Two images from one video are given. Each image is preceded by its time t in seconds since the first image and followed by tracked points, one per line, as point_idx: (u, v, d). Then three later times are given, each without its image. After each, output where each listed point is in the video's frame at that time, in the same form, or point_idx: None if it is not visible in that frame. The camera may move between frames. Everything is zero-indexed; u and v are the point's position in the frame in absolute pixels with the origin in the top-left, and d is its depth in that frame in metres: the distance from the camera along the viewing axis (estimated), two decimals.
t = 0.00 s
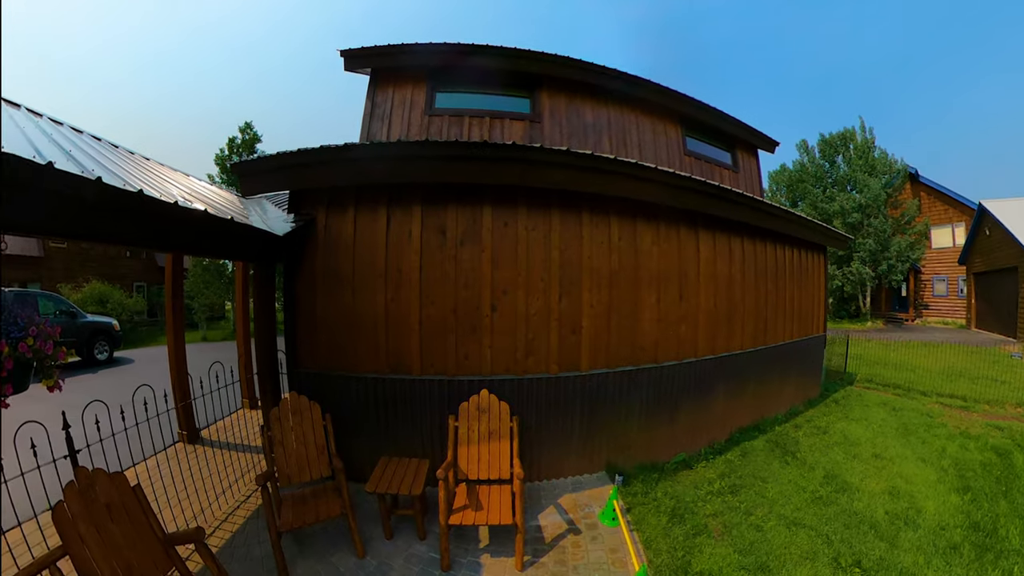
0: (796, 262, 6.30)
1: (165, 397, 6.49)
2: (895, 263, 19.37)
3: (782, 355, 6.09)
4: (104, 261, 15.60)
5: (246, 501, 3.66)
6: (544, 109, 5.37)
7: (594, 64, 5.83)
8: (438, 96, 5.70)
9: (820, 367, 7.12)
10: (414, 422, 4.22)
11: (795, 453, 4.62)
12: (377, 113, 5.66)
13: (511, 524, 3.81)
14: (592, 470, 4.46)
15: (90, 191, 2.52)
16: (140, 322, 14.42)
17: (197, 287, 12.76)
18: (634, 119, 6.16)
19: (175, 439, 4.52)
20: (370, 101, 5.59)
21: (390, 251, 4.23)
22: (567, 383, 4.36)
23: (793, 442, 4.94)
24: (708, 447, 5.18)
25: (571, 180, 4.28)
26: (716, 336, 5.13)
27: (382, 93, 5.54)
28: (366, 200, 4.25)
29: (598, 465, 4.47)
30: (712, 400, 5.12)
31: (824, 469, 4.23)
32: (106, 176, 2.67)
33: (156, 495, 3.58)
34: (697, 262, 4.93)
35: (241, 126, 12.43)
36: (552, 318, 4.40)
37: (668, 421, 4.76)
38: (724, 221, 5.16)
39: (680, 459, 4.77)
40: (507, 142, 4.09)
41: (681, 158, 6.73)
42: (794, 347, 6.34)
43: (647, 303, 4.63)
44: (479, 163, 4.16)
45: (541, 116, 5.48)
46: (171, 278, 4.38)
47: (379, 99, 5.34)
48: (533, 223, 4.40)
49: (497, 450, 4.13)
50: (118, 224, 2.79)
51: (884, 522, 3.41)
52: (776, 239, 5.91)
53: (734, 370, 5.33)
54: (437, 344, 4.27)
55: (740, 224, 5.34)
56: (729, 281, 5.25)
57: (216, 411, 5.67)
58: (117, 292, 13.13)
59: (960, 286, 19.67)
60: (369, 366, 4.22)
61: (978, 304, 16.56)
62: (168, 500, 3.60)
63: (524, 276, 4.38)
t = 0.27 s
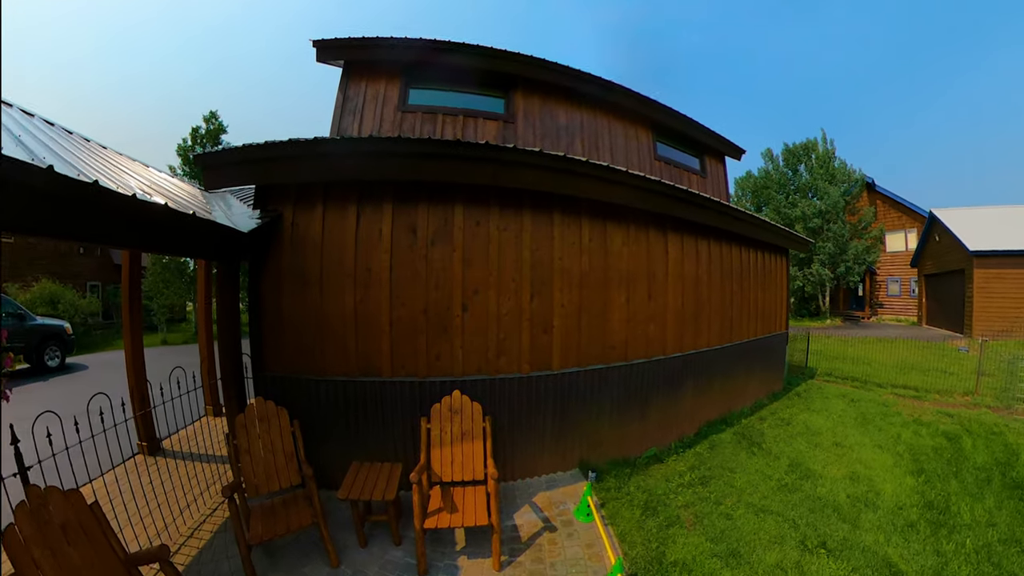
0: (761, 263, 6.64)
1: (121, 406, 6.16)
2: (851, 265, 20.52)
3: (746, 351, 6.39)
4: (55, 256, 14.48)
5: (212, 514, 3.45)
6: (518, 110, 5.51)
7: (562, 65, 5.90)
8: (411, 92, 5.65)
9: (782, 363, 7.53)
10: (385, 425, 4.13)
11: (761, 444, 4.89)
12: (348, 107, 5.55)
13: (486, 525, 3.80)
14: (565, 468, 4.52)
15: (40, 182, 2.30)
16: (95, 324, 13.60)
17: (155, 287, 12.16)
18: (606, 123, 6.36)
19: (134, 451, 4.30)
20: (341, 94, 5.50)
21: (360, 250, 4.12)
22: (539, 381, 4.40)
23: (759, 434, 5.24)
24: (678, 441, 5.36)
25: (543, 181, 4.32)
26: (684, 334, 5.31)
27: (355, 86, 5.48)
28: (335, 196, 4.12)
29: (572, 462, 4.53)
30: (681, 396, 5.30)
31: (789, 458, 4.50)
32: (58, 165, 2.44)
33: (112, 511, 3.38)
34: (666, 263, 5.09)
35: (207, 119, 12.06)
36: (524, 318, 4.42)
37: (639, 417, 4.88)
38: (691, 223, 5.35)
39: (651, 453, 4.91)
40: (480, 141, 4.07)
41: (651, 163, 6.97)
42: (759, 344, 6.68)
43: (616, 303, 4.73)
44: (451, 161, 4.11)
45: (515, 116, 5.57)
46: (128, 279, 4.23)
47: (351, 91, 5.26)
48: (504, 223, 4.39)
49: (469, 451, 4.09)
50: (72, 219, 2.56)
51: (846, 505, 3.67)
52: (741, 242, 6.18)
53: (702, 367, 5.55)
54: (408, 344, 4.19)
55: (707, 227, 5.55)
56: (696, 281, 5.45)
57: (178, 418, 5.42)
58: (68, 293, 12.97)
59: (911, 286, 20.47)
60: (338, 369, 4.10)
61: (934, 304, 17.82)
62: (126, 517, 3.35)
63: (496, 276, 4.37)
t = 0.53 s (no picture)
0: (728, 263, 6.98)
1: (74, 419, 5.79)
2: (813, 266, 21.67)
3: (713, 348, 6.67)
4: None
5: (177, 530, 3.23)
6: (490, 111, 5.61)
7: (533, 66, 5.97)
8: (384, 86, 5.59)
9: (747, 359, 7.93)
10: (355, 429, 4.01)
11: (728, 437, 5.14)
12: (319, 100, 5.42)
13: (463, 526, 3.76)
14: (539, 466, 4.56)
15: None
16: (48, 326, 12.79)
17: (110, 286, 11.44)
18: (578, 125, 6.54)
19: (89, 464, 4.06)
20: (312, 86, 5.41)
21: (328, 248, 3.98)
22: (511, 381, 4.41)
23: (727, 426, 5.51)
24: (649, 436, 5.53)
25: (515, 181, 4.32)
26: (652, 332, 5.47)
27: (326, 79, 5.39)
28: (303, 192, 3.96)
29: (545, 461, 4.58)
30: (650, 393, 5.47)
31: (755, 449, 4.76)
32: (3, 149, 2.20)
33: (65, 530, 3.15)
34: (634, 263, 5.22)
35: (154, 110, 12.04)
36: (495, 318, 4.40)
37: (610, 414, 5.00)
38: (660, 225, 5.52)
39: (623, 449, 5.04)
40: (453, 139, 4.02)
41: (621, 166, 7.18)
42: (725, 342, 7.01)
43: (587, 303, 4.81)
44: (422, 159, 4.01)
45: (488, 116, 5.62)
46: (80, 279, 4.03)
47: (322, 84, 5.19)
48: (476, 222, 4.35)
49: (442, 452, 4.02)
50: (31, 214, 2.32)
51: (810, 491, 3.93)
52: (707, 244, 6.43)
53: (670, 364, 5.75)
54: (379, 346, 4.07)
55: (676, 229, 5.75)
56: (665, 281, 5.63)
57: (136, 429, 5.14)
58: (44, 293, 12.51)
59: (867, 286, 22.36)
60: (307, 372, 3.96)
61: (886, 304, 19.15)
62: (81, 537, 3.12)
63: (467, 276, 4.32)
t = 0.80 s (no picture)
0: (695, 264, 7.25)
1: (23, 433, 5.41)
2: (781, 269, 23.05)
3: (682, 345, 6.93)
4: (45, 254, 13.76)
5: (141, 549, 3.01)
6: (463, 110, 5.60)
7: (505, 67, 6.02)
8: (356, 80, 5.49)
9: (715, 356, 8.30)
10: (325, 434, 3.88)
11: (697, 430, 5.36)
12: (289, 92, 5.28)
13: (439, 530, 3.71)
14: (513, 466, 4.58)
15: None
16: None
17: (63, 284, 12.19)
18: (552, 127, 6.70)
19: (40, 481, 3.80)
20: (285, 75, 5.27)
21: (296, 246, 3.82)
22: (482, 381, 4.39)
23: (696, 421, 5.75)
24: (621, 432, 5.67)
25: (487, 181, 4.29)
26: (622, 331, 5.60)
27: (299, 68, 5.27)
28: (270, 187, 3.79)
29: (519, 460, 4.61)
30: (621, 390, 5.61)
31: (724, 442, 4.99)
32: None
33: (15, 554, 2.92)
34: (604, 264, 5.32)
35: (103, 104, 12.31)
36: (466, 319, 4.37)
37: (582, 412, 5.08)
38: (629, 226, 5.66)
39: (596, 446, 5.14)
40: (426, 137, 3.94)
41: (592, 168, 7.33)
42: (693, 340, 7.30)
43: (558, 302, 4.87)
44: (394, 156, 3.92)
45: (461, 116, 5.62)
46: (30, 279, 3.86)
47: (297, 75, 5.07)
48: (447, 221, 4.29)
49: (415, 455, 3.92)
50: None
51: (776, 479, 4.17)
52: (674, 246, 6.65)
53: (641, 362, 5.92)
54: (348, 348, 3.94)
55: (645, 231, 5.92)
56: (634, 281, 5.78)
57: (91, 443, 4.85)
58: None
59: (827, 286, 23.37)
60: (274, 376, 3.79)
61: (843, 303, 20.40)
62: (32, 560, 2.88)
63: (438, 276, 4.25)
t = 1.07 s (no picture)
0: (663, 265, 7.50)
1: None
2: (740, 270, 24.19)
3: (650, 344, 7.14)
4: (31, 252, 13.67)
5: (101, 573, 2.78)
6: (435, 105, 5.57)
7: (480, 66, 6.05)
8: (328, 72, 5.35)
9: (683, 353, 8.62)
10: (291, 440, 3.72)
11: (667, 426, 5.56)
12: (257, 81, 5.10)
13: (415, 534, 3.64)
14: (486, 466, 4.57)
15: None
16: None
17: None
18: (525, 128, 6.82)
19: None
20: (253, 64, 5.10)
21: (261, 244, 3.63)
22: (454, 382, 4.35)
23: (665, 416, 5.96)
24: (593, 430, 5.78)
25: (459, 180, 4.24)
26: (593, 330, 5.71)
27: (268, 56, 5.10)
28: (235, 181, 3.61)
29: (492, 460, 4.60)
30: (592, 388, 5.72)
31: (692, 436, 5.20)
32: None
33: None
34: (575, 264, 5.40)
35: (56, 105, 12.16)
36: (437, 319, 4.30)
37: (554, 411, 5.14)
38: (598, 227, 5.76)
39: (568, 443, 5.21)
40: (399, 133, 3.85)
41: (563, 169, 7.45)
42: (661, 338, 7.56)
43: (529, 302, 4.90)
44: (365, 153, 3.77)
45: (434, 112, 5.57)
46: None
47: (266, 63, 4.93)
48: (418, 220, 4.21)
49: (387, 459, 3.82)
50: None
51: (743, 470, 4.39)
52: (643, 248, 6.84)
53: (612, 360, 6.06)
54: (317, 350, 3.78)
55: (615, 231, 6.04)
56: (604, 281, 5.91)
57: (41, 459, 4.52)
58: None
59: (787, 287, 24.48)
60: (239, 381, 3.61)
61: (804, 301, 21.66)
62: None
63: (408, 276, 4.15)
